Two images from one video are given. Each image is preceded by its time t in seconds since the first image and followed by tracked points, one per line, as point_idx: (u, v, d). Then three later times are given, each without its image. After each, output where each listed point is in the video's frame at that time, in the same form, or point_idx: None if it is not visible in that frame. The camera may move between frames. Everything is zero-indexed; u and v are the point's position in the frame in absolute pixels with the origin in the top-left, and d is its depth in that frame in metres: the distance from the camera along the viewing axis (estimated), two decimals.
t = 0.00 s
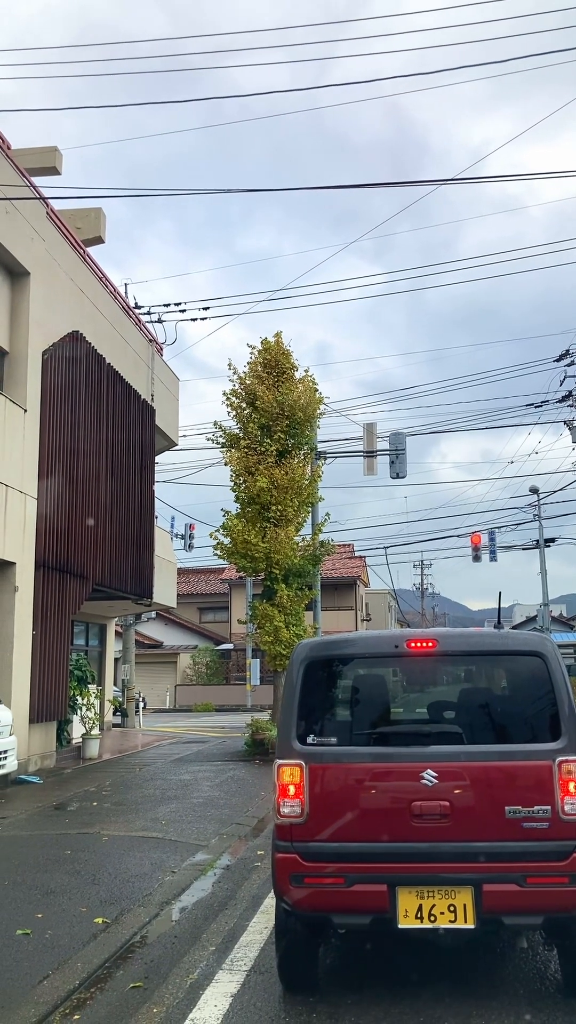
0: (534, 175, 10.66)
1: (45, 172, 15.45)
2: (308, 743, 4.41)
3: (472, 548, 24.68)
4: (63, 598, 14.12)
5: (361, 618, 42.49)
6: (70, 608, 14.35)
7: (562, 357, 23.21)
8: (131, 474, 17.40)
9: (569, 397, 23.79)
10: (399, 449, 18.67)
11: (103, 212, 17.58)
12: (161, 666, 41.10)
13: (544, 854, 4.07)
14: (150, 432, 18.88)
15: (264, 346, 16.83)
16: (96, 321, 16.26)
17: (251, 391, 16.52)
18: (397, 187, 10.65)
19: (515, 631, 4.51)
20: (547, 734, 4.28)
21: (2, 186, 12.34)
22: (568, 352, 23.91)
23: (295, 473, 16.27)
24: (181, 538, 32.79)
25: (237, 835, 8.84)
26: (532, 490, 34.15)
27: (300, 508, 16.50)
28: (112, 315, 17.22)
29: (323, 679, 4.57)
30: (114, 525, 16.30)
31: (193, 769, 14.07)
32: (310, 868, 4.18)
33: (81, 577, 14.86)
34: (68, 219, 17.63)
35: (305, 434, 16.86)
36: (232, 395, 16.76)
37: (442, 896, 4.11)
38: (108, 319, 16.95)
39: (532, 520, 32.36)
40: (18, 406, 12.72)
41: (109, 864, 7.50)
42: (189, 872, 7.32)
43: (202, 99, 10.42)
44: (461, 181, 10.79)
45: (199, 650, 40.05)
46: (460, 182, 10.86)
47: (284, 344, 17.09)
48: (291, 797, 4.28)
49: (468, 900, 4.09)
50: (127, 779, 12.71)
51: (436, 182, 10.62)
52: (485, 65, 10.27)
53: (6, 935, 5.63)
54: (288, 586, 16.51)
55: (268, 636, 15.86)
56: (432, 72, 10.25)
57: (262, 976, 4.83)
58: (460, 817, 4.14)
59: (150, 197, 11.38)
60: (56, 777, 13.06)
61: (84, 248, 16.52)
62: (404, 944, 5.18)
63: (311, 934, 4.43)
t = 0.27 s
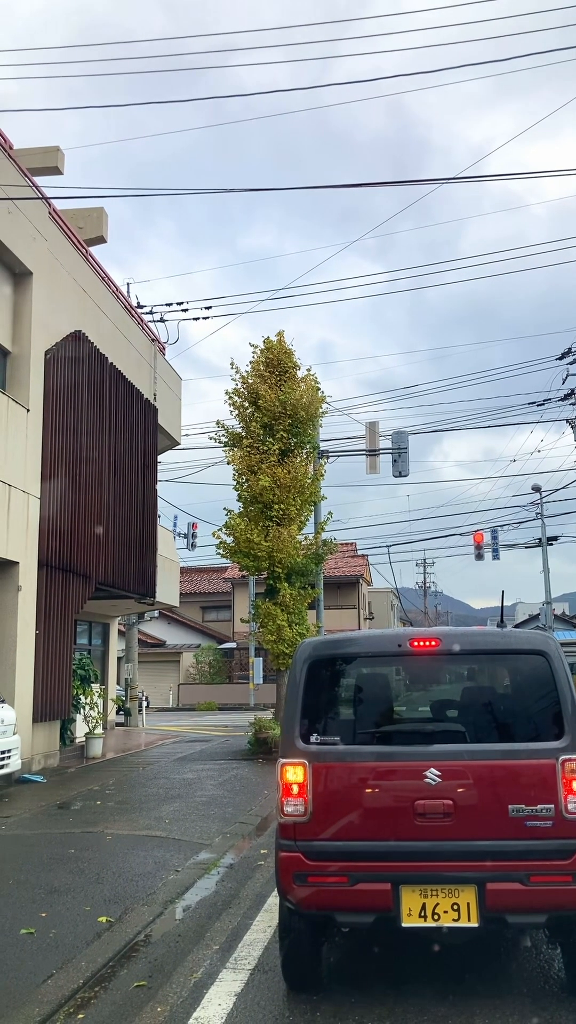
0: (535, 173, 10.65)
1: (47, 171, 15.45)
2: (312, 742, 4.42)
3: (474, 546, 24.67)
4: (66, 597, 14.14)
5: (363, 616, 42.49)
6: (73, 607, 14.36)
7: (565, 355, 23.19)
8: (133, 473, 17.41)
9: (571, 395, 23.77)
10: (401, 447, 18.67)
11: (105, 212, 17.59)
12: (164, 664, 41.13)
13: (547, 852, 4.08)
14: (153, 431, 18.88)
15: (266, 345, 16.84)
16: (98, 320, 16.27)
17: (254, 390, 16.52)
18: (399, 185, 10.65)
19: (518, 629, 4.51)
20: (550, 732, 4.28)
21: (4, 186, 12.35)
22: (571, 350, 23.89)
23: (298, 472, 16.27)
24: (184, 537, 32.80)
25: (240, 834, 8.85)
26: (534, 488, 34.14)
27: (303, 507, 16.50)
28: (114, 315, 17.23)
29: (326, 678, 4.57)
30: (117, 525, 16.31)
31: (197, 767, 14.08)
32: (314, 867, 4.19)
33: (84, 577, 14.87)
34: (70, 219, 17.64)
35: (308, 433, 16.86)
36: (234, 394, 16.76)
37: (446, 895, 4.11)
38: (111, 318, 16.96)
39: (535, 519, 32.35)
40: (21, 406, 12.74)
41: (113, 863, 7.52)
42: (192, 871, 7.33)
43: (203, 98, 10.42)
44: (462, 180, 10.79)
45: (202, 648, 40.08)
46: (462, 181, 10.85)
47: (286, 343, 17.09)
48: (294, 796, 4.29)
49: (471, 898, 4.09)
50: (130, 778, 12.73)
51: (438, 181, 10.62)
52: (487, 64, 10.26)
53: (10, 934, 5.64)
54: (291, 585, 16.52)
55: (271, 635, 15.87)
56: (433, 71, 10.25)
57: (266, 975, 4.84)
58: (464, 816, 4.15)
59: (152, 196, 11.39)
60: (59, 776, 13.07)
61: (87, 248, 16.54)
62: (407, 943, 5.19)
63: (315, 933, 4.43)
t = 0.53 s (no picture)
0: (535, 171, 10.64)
1: (48, 171, 15.45)
2: (314, 740, 4.41)
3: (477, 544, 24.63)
4: (67, 597, 14.14)
5: (366, 615, 42.48)
6: (74, 607, 14.37)
7: (567, 353, 23.16)
8: (135, 473, 17.40)
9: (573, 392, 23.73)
10: (403, 446, 18.65)
11: (106, 211, 17.59)
12: (166, 664, 41.15)
13: (550, 850, 4.07)
14: (154, 430, 18.87)
15: (267, 344, 16.82)
16: (99, 320, 16.26)
17: (255, 388, 16.50)
18: (400, 184, 10.62)
19: (520, 628, 4.49)
20: (553, 731, 4.27)
21: (4, 185, 12.34)
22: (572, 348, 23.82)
23: (299, 471, 16.26)
24: (186, 536, 32.79)
25: (243, 833, 8.85)
26: (536, 487, 34.09)
27: (305, 505, 16.49)
28: (115, 314, 17.23)
29: (328, 677, 4.56)
30: (119, 524, 16.31)
31: (199, 766, 14.09)
32: (316, 866, 4.18)
33: (85, 577, 14.87)
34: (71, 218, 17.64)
35: (309, 431, 16.84)
36: (236, 393, 16.75)
37: (448, 894, 4.11)
38: (112, 318, 16.95)
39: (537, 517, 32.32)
40: (22, 405, 12.73)
41: (115, 862, 7.51)
42: (195, 870, 7.32)
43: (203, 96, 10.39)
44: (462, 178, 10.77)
45: (204, 648, 40.09)
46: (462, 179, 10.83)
47: (287, 341, 17.07)
48: (296, 795, 4.29)
49: (474, 897, 4.09)
50: (132, 777, 12.73)
51: (438, 179, 10.59)
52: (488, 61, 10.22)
53: (12, 934, 5.63)
54: (293, 584, 16.51)
55: (273, 634, 15.86)
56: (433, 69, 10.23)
57: (269, 974, 4.84)
58: (465, 815, 4.14)
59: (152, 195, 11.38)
60: (62, 776, 13.07)
61: (87, 247, 16.53)
62: (409, 942, 5.18)
63: (317, 932, 4.42)
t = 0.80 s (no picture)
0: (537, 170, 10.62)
1: (49, 170, 15.45)
2: (317, 740, 4.42)
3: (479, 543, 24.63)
4: (70, 596, 14.15)
5: (368, 613, 42.48)
6: (77, 607, 14.37)
7: (570, 351, 23.13)
8: (137, 472, 17.41)
9: None
10: (405, 444, 18.65)
11: (108, 210, 17.59)
12: (169, 663, 41.18)
13: (553, 850, 4.07)
14: (156, 430, 18.86)
15: (269, 342, 16.83)
16: (101, 320, 16.27)
17: (257, 388, 16.51)
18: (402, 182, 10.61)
19: (523, 627, 4.49)
20: (556, 731, 4.27)
21: (7, 185, 12.34)
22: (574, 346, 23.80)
23: (301, 470, 16.26)
24: (188, 535, 32.79)
25: (245, 833, 8.85)
26: (538, 485, 34.08)
27: (307, 504, 16.49)
28: (117, 313, 17.22)
29: (331, 676, 4.56)
30: (121, 524, 16.31)
31: (202, 765, 14.09)
32: (319, 865, 4.18)
33: (88, 576, 14.89)
34: (73, 218, 17.64)
35: (311, 430, 16.84)
36: (238, 392, 16.75)
37: (451, 894, 4.11)
38: (114, 317, 16.95)
39: (539, 515, 32.28)
40: (25, 405, 12.74)
41: (118, 862, 7.52)
42: (198, 870, 7.33)
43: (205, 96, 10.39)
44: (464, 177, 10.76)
45: (207, 646, 40.11)
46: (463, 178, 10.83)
47: (289, 340, 17.07)
48: (300, 795, 4.29)
49: (477, 896, 4.09)
50: (135, 776, 12.74)
51: (440, 178, 10.59)
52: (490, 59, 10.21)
53: (16, 934, 5.64)
54: (295, 583, 16.51)
55: (275, 633, 15.87)
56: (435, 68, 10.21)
57: (272, 973, 4.84)
58: (469, 814, 4.14)
59: (154, 194, 11.37)
60: (65, 775, 13.08)
61: (89, 247, 16.53)
62: (413, 941, 5.18)
63: (321, 931, 4.43)
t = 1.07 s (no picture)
0: (540, 167, 10.60)
1: (51, 169, 15.45)
2: (321, 739, 4.41)
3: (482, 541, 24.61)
4: (73, 595, 14.15)
5: (371, 612, 42.47)
6: (80, 606, 14.38)
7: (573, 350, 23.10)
8: (140, 471, 17.41)
9: None
10: (408, 443, 18.63)
11: (110, 209, 17.58)
12: (172, 662, 41.21)
13: (558, 848, 4.06)
14: (159, 429, 18.86)
15: (272, 341, 16.81)
16: (104, 319, 16.27)
17: (260, 386, 16.50)
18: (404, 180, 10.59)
19: (526, 626, 4.48)
20: (560, 729, 4.26)
21: (9, 183, 12.34)
22: None
23: (304, 469, 16.26)
24: (191, 534, 32.80)
25: (249, 831, 8.85)
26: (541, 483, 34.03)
27: (310, 503, 16.48)
28: (120, 312, 17.22)
29: (334, 675, 4.56)
30: (124, 523, 16.32)
31: (205, 764, 14.09)
32: (324, 863, 4.18)
33: (91, 575, 14.89)
34: (75, 217, 17.64)
35: (314, 429, 16.82)
36: (240, 391, 16.74)
37: (456, 892, 4.10)
38: (116, 316, 16.95)
39: (542, 513, 32.23)
40: (28, 404, 12.74)
41: (122, 861, 7.51)
42: (202, 868, 7.33)
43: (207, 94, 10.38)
44: (466, 175, 10.73)
45: (209, 645, 40.12)
46: (466, 176, 10.80)
47: (292, 339, 17.06)
48: (303, 793, 4.28)
49: (482, 895, 4.08)
50: (139, 775, 12.74)
51: (442, 175, 10.57)
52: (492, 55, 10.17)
53: (20, 932, 5.64)
54: (298, 581, 16.51)
55: (278, 632, 15.87)
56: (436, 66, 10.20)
57: (276, 972, 4.84)
58: (473, 813, 4.13)
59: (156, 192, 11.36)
60: (68, 773, 13.09)
61: (92, 246, 16.53)
62: (417, 940, 5.18)
63: (325, 930, 4.42)
